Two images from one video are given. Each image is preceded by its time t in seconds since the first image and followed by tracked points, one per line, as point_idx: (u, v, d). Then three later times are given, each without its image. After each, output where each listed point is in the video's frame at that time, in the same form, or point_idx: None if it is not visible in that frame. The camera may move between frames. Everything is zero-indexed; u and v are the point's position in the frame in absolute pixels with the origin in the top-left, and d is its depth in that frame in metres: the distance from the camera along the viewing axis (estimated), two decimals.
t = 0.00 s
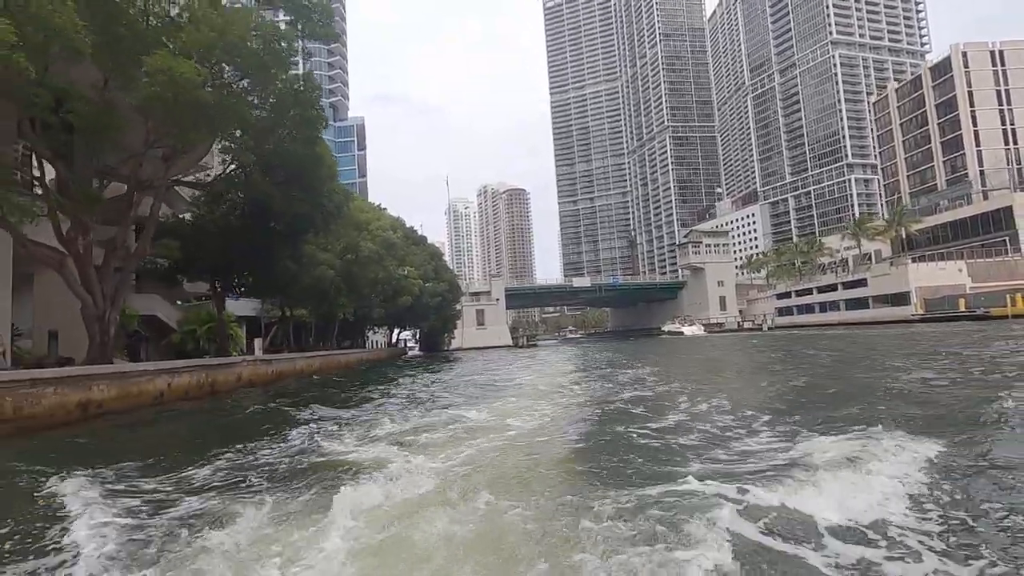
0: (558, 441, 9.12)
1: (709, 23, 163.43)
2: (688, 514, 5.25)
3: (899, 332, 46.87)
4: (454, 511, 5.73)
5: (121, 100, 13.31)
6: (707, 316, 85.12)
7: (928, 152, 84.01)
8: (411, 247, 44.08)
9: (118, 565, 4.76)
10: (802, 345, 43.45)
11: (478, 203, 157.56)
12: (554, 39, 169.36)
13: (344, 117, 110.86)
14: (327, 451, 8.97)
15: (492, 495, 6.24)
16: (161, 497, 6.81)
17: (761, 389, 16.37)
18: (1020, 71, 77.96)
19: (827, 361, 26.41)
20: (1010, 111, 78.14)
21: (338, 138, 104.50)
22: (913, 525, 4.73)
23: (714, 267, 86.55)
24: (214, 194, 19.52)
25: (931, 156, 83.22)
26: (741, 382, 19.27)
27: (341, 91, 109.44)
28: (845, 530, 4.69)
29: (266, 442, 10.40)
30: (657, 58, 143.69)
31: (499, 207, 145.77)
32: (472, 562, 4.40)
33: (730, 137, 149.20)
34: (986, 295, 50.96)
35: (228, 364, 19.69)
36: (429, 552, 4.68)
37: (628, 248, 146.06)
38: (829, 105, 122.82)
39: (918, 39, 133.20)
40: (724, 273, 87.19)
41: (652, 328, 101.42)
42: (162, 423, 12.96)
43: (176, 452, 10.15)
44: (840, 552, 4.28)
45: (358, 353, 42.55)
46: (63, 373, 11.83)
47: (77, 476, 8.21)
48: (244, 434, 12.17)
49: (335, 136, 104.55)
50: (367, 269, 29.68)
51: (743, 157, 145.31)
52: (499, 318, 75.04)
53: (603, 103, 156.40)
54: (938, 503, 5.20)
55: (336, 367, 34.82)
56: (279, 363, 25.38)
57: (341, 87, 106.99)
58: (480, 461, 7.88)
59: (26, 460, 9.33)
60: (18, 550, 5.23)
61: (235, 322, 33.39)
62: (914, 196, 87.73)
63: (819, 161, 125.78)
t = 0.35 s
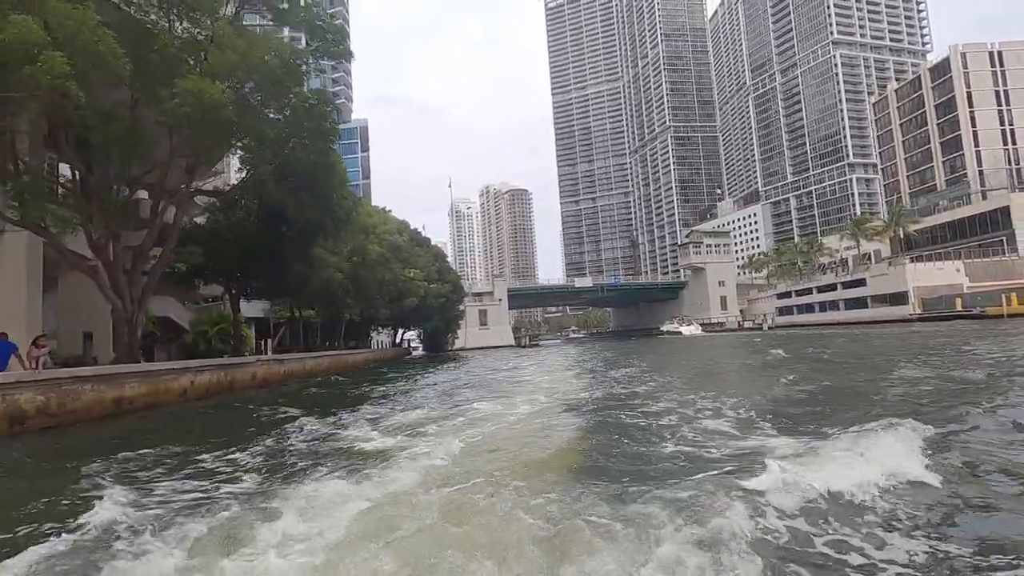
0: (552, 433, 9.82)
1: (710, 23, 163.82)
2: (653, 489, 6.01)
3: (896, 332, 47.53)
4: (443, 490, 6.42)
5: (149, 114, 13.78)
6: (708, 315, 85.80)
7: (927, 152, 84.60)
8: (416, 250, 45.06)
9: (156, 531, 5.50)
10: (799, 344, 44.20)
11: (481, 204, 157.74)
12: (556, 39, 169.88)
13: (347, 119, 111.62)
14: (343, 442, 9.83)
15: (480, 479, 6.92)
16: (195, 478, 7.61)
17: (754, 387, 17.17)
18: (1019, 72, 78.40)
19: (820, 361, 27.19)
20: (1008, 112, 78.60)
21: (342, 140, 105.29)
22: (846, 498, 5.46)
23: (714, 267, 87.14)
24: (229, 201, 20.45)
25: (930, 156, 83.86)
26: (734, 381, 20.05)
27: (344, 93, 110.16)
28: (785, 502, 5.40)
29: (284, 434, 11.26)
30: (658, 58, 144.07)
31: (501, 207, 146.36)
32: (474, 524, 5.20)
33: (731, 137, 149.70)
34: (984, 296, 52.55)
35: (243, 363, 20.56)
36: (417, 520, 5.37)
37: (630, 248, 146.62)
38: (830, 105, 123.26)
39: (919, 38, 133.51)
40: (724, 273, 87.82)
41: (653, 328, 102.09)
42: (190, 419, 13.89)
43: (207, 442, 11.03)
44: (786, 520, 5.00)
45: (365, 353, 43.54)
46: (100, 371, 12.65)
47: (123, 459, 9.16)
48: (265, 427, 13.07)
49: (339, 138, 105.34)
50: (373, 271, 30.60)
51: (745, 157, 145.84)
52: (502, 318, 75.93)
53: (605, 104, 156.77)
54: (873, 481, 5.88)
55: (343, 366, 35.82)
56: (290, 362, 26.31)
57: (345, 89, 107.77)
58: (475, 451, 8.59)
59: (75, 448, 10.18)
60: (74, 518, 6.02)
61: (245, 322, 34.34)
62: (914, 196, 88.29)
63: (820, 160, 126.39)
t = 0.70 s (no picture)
0: (554, 429, 10.61)
1: (711, 22, 163.75)
2: (628, 472, 6.77)
3: (894, 330, 48.25)
4: (439, 475, 7.11)
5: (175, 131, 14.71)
6: (709, 314, 86.66)
7: (926, 152, 85.19)
8: (422, 252, 46.15)
9: (190, 505, 6.29)
10: (797, 343, 44.99)
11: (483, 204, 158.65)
12: (558, 39, 170.27)
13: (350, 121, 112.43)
14: (356, 434, 10.63)
15: (474, 466, 7.61)
16: (232, 464, 8.49)
17: (748, 385, 18.02)
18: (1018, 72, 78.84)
19: (816, 359, 27.99)
20: (1008, 112, 79.10)
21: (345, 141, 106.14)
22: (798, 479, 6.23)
23: (715, 267, 87.92)
24: (244, 208, 21.38)
25: (930, 156, 84.47)
26: (730, 379, 20.97)
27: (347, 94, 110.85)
28: (741, 477, 6.15)
29: (300, 427, 12.08)
30: (660, 58, 144.26)
31: (503, 207, 147.18)
32: (484, 494, 6.13)
33: (734, 137, 150.02)
34: (979, 294, 52.38)
35: (256, 363, 21.48)
36: (414, 501, 6.03)
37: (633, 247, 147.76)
38: (832, 104, 123.55)
39: (920, 37, 133.55)
40: (725, 273, 88.60)
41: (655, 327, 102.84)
42: (213, 414, 14.87)
43: (236, 433, 12.01)
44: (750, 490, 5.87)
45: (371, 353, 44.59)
46: (132, 369, 13.59)
47: (161, 448, 10.04)
48: (284, 421, 13.99)
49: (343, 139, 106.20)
50: (381, 274, 31.59)
51: (747, 156, 146.24)
52: (505, 318, 76.91)
53: (607, 103, 157.03)
54: (824, 461, 6.59)
55: (351, 366, 36.74)
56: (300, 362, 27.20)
57: (348, 91, 108.51)
58: (473, 443, 9.27)
59: (118, 437, 11.12)
60: (122, 497, 6.87)
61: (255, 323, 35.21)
62: (914, 196, 88.88)
63: (822, 160, 126.70)
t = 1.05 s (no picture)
0: (551, 420, 11.35)
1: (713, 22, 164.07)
2: (611, 453, 7.55)
3: (891, 329, 48.93)
4: (439, 462, 7.86)
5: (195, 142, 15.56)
6: (710, 314, 87.43)
7: (926, 152, 85.82)
8: (425, 253, 47.01)
9: (224, 487, 7.12)
10: (795, 341, 45.68)
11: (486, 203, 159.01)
12: (560, 40, 170.84)
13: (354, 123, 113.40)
14: (370, 425, 11.54)
15: (478, 452, 8.41)
16: (260, 451, 9.35)
17: (739, 382, 18.75)
18: (1017, 72, 79.28)
19: (811, 357, 28.71)
20: (1006, 112, 79.64)
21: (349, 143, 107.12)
22: (765, 461, 7.03)
23: (716, 267, 88.67)
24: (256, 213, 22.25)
25: (929, 156, 85.09)
26: (724, 377, 21.68)
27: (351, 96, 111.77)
28: (710, 463, 6.91)
29: (316, 420, 12.95)
30: (661, 58, 144.62)
31: (506, 207, 147.98)
32: (489, 474, 6.95)
33: (735, 136, 150.46)
34: (974, 294, 53.65)
35: (268, 361, 22.37)
36: (420, 483, 6.80)
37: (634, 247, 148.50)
38: (833, 104, 123.92)
39: (921, 36, 133.86)
40: (726, 272, 89.37)
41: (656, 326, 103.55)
42: (235, 409, 15.93)
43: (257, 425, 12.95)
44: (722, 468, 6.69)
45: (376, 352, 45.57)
46: (158, 367, 14.50)
47: (198, 437, 11.05)
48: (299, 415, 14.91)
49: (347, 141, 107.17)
50: (387, 275, 32.44)
51: (748, 155, 146.64)
52: (507, 318, 77.75)
53: (609, 103, 157.26)
54: (784, 450, 7.38)
55: (356, 365, 37.63)
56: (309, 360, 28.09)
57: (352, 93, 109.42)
58: (472, 435, 10.02)
59: (151, 429, 12.06)
60: (167, 480, 7.73)
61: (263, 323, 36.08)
62: (914, 195, 89.50)
63: (823, 159, 127.08)
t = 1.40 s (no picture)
0: (547, 414, 12.08)
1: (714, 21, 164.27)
2: (595, 440, 8.31)
3: (888, 327, 49.62)
4: (445, 446, 8.72)
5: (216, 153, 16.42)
6: (710, 313, 88.19)
7: (925, 152, 86.42)
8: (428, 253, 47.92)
9: (253, 469, 7.98)
10: (793, 340, 46.37)
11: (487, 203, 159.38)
12: (561, 39, 171.08)
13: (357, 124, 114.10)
14: (381, 417, 12.38)
15: (480, 438, 9.25)
16: (285, 438, 10.29)
17: (730, 379, 19.51)
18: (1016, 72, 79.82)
19: (806, 355, 29.46)
20: (1005, 111, 80.22)
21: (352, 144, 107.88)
22: (736, 443, 7.92)
23: (716, 266, 89.43)
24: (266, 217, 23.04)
25: (928, 156, 85.74)
26: (717, 374, 22.43)
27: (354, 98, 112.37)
28: (688, 447, 7.73)
29: (327, 413, 13.82)
30: (663, 57, 144.71)
31: (507, 207, 148.45)
32: (491, 456, 7.78)
33: (736, 136, 150.93)
34: (971, 292, 54.95)
35: (278, 361, 23.23)
36: (428, 463, 7.66)
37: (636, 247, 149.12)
38: (833, 103, 124.27)
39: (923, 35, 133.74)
40: (726, 271, 90.16)
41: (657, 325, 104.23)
42: (253, 403, 16.95)
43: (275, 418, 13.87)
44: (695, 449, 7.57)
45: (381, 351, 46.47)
46: (179, 365, 15.37)
47: (226, 428, 12.03)
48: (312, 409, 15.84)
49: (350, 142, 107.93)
50: (390, 276, 33.31)
51: (749, 154, 147.11)
52: (509, 317, 78.56)
53: (611, 102, 157.11)
54: (751, 437, 8.11)
55: (360, 364, 38.45)
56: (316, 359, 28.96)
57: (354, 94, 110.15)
58: (474, 424, 10.85)
59: (179, 421, 12.98)
60: (205, 463, 8.64)
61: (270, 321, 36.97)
62: (913, 195, 90.18)
63: (824, 158, 127.45)
